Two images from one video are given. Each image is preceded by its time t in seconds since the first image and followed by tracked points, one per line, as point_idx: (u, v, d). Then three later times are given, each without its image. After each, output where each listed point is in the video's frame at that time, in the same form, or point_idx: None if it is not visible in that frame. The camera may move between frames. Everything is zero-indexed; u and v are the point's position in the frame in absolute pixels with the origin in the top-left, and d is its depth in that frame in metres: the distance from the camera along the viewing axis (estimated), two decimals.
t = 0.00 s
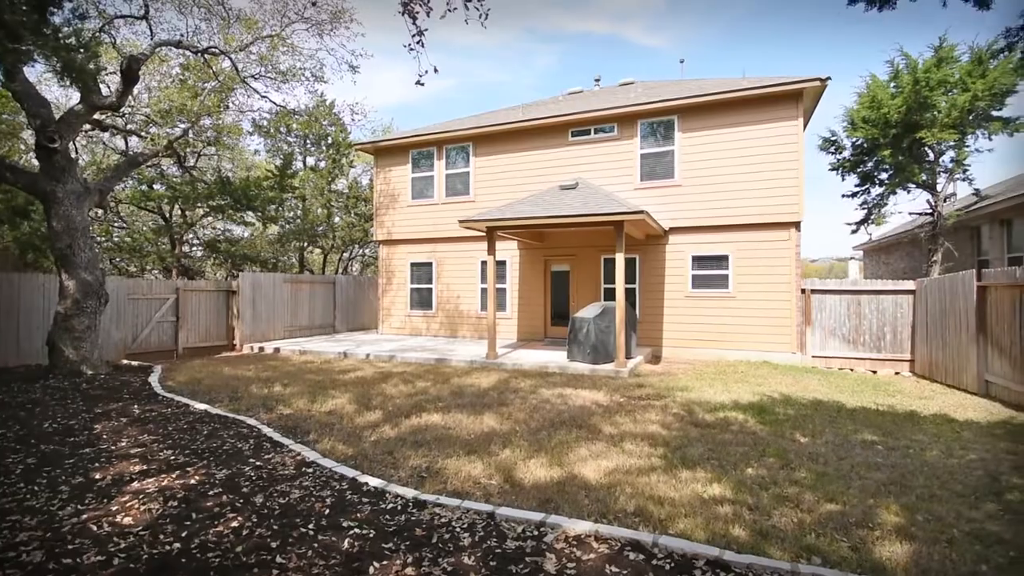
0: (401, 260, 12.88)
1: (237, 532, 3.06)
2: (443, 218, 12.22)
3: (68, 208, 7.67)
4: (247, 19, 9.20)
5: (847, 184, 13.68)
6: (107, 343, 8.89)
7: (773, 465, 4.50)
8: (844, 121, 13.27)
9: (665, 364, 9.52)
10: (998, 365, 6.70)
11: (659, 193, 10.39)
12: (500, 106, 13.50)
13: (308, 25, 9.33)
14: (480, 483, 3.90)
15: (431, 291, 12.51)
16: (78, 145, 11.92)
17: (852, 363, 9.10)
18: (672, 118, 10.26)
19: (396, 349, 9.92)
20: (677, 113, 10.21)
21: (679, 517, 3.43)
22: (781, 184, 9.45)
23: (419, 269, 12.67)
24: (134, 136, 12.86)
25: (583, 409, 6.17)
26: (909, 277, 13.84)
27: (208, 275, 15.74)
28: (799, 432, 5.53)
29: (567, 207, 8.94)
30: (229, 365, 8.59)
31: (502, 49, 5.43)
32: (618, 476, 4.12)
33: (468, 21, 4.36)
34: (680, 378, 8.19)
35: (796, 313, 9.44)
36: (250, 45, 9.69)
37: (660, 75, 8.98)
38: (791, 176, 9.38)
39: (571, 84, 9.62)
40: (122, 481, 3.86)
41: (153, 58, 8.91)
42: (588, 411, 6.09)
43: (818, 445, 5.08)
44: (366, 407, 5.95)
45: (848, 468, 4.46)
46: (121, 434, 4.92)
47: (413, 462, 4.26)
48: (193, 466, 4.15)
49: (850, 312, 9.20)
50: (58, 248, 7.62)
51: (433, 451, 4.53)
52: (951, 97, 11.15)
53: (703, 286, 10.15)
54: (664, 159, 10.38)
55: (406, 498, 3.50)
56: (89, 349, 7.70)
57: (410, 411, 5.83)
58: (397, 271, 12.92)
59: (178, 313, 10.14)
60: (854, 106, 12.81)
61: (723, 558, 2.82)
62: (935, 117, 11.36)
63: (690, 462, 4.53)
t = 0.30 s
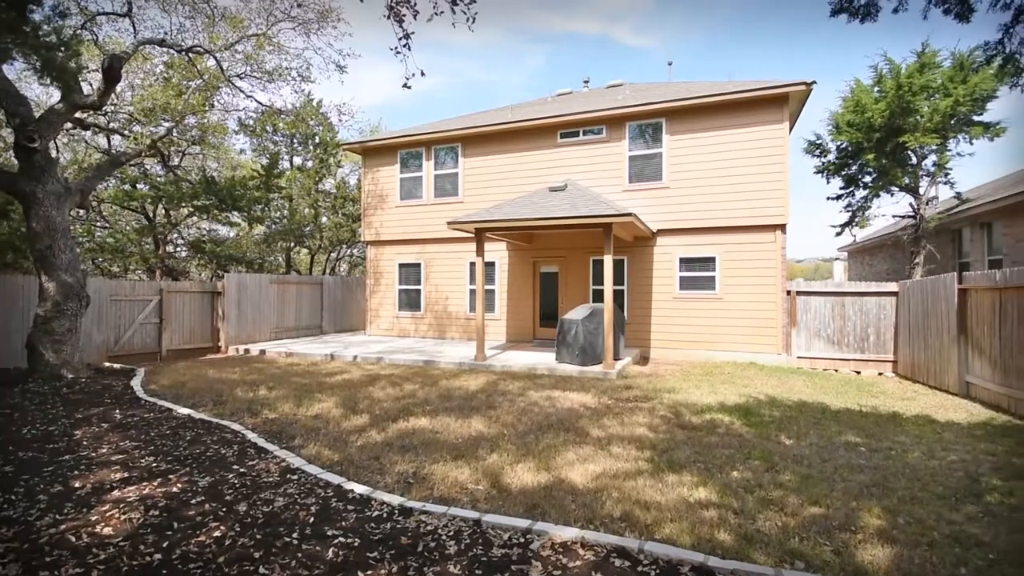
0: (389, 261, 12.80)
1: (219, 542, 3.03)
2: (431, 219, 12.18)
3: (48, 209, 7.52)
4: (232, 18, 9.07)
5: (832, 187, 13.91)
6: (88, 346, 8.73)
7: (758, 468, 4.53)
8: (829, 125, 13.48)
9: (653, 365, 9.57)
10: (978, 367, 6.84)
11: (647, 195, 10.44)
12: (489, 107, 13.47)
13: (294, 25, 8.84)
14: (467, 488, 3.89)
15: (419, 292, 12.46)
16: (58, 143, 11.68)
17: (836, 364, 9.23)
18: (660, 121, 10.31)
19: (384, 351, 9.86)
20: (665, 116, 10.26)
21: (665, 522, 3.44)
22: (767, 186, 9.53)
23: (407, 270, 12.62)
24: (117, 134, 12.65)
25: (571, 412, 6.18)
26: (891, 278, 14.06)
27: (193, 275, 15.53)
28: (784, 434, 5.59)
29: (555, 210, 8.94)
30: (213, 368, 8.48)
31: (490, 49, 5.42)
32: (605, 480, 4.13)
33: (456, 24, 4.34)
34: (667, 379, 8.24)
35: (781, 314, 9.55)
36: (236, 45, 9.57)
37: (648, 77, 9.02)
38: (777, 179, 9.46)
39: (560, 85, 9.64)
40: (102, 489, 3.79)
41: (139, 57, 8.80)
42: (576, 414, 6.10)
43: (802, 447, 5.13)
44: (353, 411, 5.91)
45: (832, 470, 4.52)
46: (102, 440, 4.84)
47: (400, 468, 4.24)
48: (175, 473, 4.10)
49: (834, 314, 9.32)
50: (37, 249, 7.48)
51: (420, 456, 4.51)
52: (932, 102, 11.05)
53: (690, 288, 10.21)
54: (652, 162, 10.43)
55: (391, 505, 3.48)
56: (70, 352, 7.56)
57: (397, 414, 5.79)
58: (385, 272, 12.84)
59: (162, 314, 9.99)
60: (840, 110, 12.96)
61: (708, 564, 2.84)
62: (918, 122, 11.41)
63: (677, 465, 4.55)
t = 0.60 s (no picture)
0: (377, 262, 12.72)
1: (201, 553, 2.98)
2: (419, 220, 12.13)
3: (27, 210, 7.37)
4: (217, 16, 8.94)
5: (818, 190, 14.12)
6: (68, 349, 8.57)
7: (743, 471, 4.57)
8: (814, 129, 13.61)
9: (640, 366, 9.61)
10: (958, 368, 6.96)
11: (635, 198, 10.48)
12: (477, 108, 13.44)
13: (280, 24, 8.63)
14: (453, 494, 3.87)
15: (407, 294, 12.40)
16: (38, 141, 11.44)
17: (821, 365, 9.34)
18: (648, 124, 10.37)
19: (371, 353, 9.80)
20: (653, 119, 10.31)
21: (651, 527, 3.46)
22: (753, 189, 9.63)
23: (394, 271, 12.56)
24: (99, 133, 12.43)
25: (558, 415, 6.18)
26: (875, 280, 14.27)
27: (176, 276, 15.32)
28: (769, 436, 5.64)
29: (543, 212, 8.95)
30: (197, 371, 8.37)
31: (477, 49, 5.40)
32: (591, 485, 4.14)
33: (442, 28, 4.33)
34: (655, 381, 8.28)
35: (767, 316, 9.64)
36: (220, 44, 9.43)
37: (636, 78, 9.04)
38: (763, 182, 9.56)
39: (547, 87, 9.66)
40: (81, 498, 3.72)
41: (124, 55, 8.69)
42: (564, 417, 6.10)
43: (787, 450, 5.19)
44: (339, 415, 5.86)
45: (815, 473, 4.57)
46: (82, 447, 4.75)
47: (386, 474, 4.21)
48: (157, 481, 4.04)
49: (818, 316, 9.43)
50: (16, 251, 7.33)
51: (406, 462, 4.48)
52: (914, 107, 11.29)
53: (677, 289, 10.27)
54: (640, 164, 10.47)
55: (376, 513, 3.45)
56: (49, 356, 7.42)
57: (384, 419, 5.75)
58: (373, 274, 12.76)
59: (145, 317, 9.83)
60: (825, 114, 13.10)
61: (692, 570, 2.85)
62: (900, 127, 11.61)
63: (663, 469, 4.58)
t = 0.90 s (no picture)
0: (364, 263, 12.64)
1: (182, 564, 2.94)
2: (407, 222, 12.08)
3: (5, 211, 7.21)
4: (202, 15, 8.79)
5: (802, 193, 14.19)
6: (47, 352, 8.40)
7: (728, 474, 4.61)
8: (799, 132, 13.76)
9: (627, 368, 9.66)
10: (938, 369, 7.11)
11: (622, 200, 10.53)
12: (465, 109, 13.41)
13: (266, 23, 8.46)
14: (439, 501, 3.86)
15: (395, 295, 12.33)
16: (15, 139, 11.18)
17: (805, 366, 9.46)
18: (635, 127, 10.41)
19: (358, 355, 9.73)
20: (640, 121, 10.37)
21: (636, 532, 3.47)
22: (740, 192, 9.71)
23: (382, 272, 12.48)
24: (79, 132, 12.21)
25: (546, 418, 6.19)
26: (858, 282, 14.48)
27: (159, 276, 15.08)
28: (753, 439, 5.70)
29: (531, 214, 8.94)
30: (180, 374, 8.24)
31: (465, 50, 5.36)
32: (578, 490, 4.15)
33: (429, 32, 4.32)
34: (642, 383, 8.32)
35: (752, 318, 9.74)
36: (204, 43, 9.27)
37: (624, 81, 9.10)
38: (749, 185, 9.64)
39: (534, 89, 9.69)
40: (59, 508, 3.64)
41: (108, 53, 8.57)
42: (551, 421, 6.11)
43: (771, 453, 5.24)
44: (324, 420, 5.80)
45: (798, 476, 4.63)
46: (60, 454, 4.66)
47: (371, 480, 4.18)
48: (137, 489, 3.97)
49: (802, 317, 9.54)
50: None
51: (392, 468, 4.46)
52: (897, 112, 11.62)
53: (664, 291, 10.34)
54: (627, 167, 10.52)
55: (361, 522, 3.43)
56: (27, 360, 7.26)
57: (370, 423, 5.72)
58: (360, 275, 12.67)
59: (126, 319, 9.67)
60: (808, 118, 13.23)
61: None
62: (882, 131, 11.84)
63: (649, 473, 4.60)
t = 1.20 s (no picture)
0: (351, 265, 12.55)
1: None
2: (394, 223, 12.03)
3: None
4: (185, 13, 8.65)
5: (786, 196, 14.26)
6: (25, 356, 8.21)
7: (712, 478, 4.65)
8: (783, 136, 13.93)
9: (614, 369, 9.71)
10: (918, 371, 7.24)
11: (609, 203, 10.57)
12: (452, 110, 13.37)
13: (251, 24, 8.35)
14: (424, 508, 3.84)
15: (382, 297, 12.27)
16: None
17: (788, 367, 9.59)
18: (622, 129, 10.47)
19: (345, 358, 9.67)
20: (627, 124, 10.42)
21: (621, 537, 3.49)
22: (725, 195, 9.80)
23: (369, 274, 12.40)
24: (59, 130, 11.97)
25: (532, 422, 6.20)
26: (840, 284, 14.72)
27: (141, 278, 14.83)
28: (737, 441, 5.76)
29: (519, 216, 8.95)
30: (162, 378, 8.11)
31: (452, 53, 5.34)
32: (563, 495, 4.16)
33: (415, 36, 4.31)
34: (628, 385, 8.37)
35: (737, 320, 9.86)
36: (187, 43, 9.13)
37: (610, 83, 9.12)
38: (734, 189, 9.74)
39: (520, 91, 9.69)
40: (36, 518, 3.57)
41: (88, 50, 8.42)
42: (537, 424, 6.12)
43: (754, 455, 5.30)
44: (309, 425, 5.75)
45: (782, 478, 4.69)
46: (37, 462, 4.56)
47: (356, 487, 4.15)
48: (117, 499, 3.90)
49: (786, 319, 9.67)
50: None
51: (377, 474, 4.43)
52: (879, 117, 12.06)
53: (650, 293, 10.41)
54: (614, 169, 10.57)
55: (345, 530, 3.41)
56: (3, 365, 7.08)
57: (355, 428, 5.68)
58: (346, 276, 12.58)
59: (107, 321, 9.49)
60: (792, 122, 13.41)
61: None
62: (864, 136, 12.16)
63: (634, 477, 4.63)
